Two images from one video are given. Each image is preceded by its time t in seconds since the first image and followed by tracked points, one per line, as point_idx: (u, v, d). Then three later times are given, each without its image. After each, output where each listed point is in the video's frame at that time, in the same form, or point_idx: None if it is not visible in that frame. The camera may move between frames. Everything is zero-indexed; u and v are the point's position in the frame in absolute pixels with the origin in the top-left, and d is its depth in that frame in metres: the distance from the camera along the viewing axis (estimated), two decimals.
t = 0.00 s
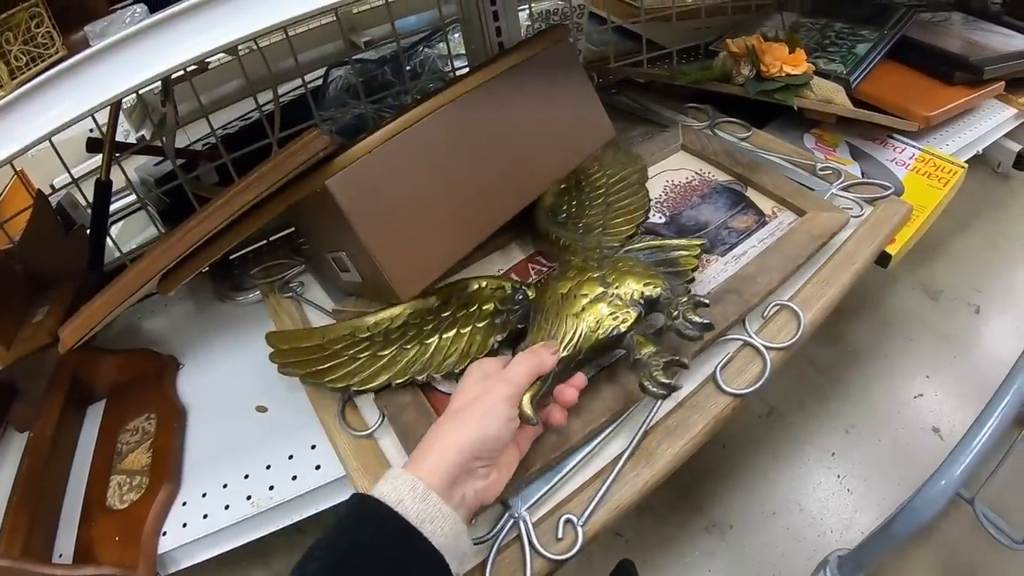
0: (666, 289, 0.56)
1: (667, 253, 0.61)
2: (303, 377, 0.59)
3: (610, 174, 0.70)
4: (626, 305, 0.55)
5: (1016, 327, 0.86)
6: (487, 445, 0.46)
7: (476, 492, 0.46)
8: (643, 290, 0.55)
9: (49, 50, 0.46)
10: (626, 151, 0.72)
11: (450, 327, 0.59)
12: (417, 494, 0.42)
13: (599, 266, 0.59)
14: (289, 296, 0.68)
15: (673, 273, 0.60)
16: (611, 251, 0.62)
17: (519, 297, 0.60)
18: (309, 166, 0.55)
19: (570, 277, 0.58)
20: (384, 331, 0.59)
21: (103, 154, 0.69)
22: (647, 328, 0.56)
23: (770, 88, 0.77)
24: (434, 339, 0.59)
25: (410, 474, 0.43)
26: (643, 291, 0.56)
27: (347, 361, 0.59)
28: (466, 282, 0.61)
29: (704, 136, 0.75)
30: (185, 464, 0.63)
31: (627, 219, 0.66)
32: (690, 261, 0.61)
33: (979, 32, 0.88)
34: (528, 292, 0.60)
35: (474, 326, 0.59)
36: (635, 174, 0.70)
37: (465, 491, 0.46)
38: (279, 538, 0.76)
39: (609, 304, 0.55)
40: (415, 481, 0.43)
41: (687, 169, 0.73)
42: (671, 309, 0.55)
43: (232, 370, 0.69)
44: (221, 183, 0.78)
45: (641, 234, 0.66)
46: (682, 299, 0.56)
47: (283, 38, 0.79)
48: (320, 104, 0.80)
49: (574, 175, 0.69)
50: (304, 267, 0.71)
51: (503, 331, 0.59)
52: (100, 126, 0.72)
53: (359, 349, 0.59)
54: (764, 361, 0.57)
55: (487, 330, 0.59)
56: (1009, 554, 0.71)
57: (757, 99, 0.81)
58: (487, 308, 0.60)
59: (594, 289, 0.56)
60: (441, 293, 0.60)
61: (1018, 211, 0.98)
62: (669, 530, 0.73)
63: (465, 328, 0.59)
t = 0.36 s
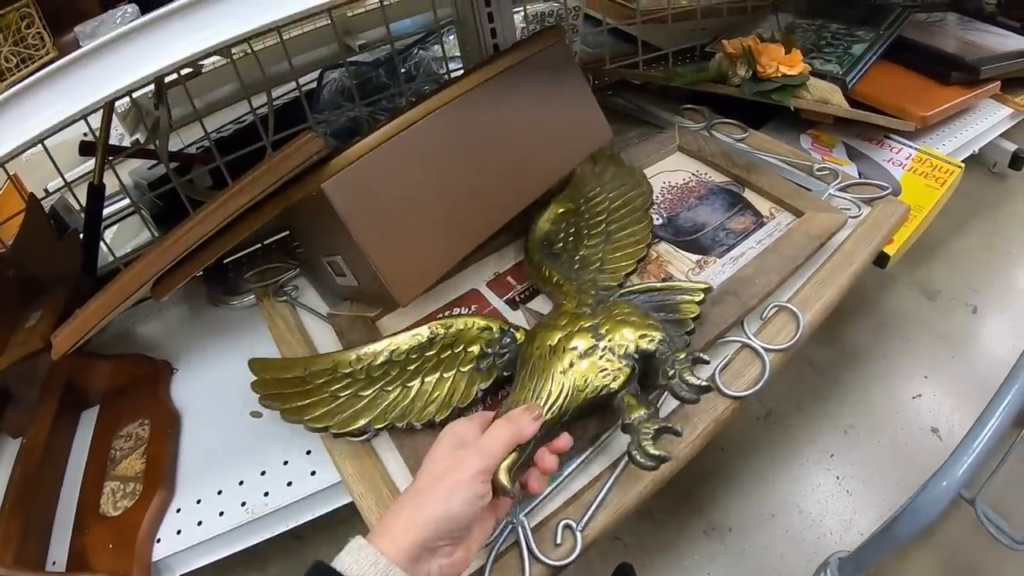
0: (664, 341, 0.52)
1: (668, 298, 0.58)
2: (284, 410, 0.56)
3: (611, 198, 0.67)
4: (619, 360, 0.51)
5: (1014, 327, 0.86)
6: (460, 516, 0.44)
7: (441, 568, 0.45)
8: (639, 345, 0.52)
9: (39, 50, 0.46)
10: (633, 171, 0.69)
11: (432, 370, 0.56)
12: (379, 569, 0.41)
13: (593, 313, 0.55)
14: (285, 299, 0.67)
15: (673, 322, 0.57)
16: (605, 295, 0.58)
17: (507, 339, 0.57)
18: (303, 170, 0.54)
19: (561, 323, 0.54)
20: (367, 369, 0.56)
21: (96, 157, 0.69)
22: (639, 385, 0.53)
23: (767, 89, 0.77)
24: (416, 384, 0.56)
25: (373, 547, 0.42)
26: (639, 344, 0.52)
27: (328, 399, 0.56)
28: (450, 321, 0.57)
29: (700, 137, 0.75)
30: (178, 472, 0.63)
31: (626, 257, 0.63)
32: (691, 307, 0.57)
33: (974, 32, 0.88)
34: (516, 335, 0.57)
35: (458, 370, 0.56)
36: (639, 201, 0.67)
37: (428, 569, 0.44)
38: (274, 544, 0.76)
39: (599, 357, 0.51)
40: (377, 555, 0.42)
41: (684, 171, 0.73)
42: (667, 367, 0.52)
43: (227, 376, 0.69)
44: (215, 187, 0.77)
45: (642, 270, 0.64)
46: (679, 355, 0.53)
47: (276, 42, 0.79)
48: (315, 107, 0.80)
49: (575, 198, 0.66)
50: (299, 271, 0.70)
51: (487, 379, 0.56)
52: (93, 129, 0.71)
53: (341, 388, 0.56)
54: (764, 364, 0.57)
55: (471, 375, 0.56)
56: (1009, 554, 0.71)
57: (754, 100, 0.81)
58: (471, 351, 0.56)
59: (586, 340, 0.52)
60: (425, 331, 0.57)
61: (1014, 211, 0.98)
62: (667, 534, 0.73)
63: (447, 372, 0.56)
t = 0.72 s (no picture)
0: (655, 392, 0.50)
1: (663, 341, 0.54)
2: (260, 429, 0.53)
3: (614, 220, 0.63)
4: (606, 411, 0.49)
5: (1015, 326, 0.85)
6: (416, 567, 0.41)
7: None
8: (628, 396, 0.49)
9: (33, 43, 0.45)
10: (636, 188, 0.66)
11: (413, 402, 0.53)
12: None
13: (582, 354, 0.52)
14: (282, 296, 0.67)
15: (666, 367, 0.53)
16: (598, 331, 0.55)
17: (493, 373, 0.54)
18: (301, 165, 0.53)
19: (549, 364, 0.52)
20: (349, 394, 0.53)
21: (91, 154, 0.68)
22: (626, 437, 0.50)
23: (768, 86, 0.77)
24: (397, 416, 0.53)
25: None
26: (628, 394, 0.49)
27: (306, 423, 0.53)
28: (434, 348, 0.54)
29: (701, 133, 0.75)
30: (174, 472, 0.62)
31: (624, 286, 0.59)
32: (687, 352, 0.54)
33: (974, 30, 0.88)
34: (503, 369, 0.54)
35: (440, 404, 0.53)
36: (641, 225, 0.63)
37: None
38: (271, 545, 0.75)
39: (586, 407, 0.49)
40: None
41: (686, 167, 0.73)
42: (656, 421, 0.49)
43: (224, 375, 0.68)
44: (212, 183, 0.77)
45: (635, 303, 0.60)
46: (672, 408, 0.49)
47: (275, 39, 0.79)
48: (312, 104, 0.78)
49: (573, 217, 0.62)
50: (296, 268, 0.69)
51: (469, 416, 0.53)
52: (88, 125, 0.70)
53: (320, 412, 0.53)
54: (767, 362, 0.56)
55: (453, 411, 0.53)
56: (1012, 553, 0.71)
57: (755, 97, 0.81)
58: (455, 384, 0.53)
59: (573, 387, 0.50)
60: (409, 358, 0.54)
61: (1014, 210, 0.98)
62: (668, 535, 0.72)
63: (429, 406, 0.53)
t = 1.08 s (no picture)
0: (615, 397, 0.48)
1: (633, 345, 0.53)
2: (241, 401, 0.54)
3: (602, 219, 0.62)
4: (563, 411, 0.47)
5: (1012, 323, 0.85)
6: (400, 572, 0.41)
7: None
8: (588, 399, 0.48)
9: (32, 30, 0.44)
10: (632, 188, 0.64)
11: (383, 387, 0.53)
12: None
13: (548, 353, 0.51)
14: (279, 287, 0.67)
15: (633, 372, 0.52)
16: (567, 330, 0.54)
17: (460, 365, 0.54)
18: (301, 156, 0.53)
19: (511, 359, 0.51)
20: (325, 374, 0.54)
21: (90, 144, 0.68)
22: (581, 441, 0.49)
23: (769, 80, 0.76)
24: (366, 399, 0.53)
25: None
26: (587, 397, 0.48)
27: (284, 400, 0.53)
28: (409, 336, 0.54)
29: (700, 126, 0.75)
30: (171, 463, 0.62)
31: (601, 288, 0.58)
32: (656, 359, 0.52)
33: (974, 28, 0.88)
34: (470, 361, 0.54)
35: (407, 391, 0.53)
36: (630, 224, 0.62)
37: None
38: (268, 536, 0.75)
39: (543, 406, 0.48)
40: None
41: (685, 161, 0.72)
42: (613, 427, 0.48)
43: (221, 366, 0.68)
44: (210, 175, 0.76)
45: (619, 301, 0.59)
46: (629, 416, 0.48)
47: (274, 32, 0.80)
48: (311, 95, 0.78)
49: (564, 214, 0.61)
50: (294, 259, 0.69)
51: (433, 406, 0.53)
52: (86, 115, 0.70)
53: (297, 390, 0.54)
54: (765, 356, 0.56)
55: (418, 399, 0.53)
56: (1008, 549, 0.71)
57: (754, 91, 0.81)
58: (424, 372, 0.54)
59: (531, 385, 0.49)
60: (384, 342, 0.54)
61: (1013, 207, 0.98)
62: (666, 528, 0.72)
63: (397, 392, 0.53)
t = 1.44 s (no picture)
0: (556, 416, 0.48)
1: (590, 362, 0.52)
2: (226, 376, 0.56)
3: (589, 227, 0.62)
4: (499, 424, 0.48)
5: (1018, 323, 0.85)
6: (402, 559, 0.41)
7: None
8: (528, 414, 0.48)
9: (43, 21, 0.45)
10: (629, 197, 0.64)
11: (348, 376, 0.55)
12: None
13: (497, 362, 0.52)
14: (287, 279, 0.67)
15: (582, 392, 0.51)
16: (525, 340, 0.54)
17: (419, 363, 0.55)
18: (309, 148, 0.53)
19: (459, 365, 0.52)
20: (300, 358, 0.56)
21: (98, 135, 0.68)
22: (518, 456, 0.48)
23: (778, 76, 0.76)
24: (332, 386, 0.54)
25: None
26: (525, 412, 0.48)
27: (260, 378, 0.55)
28: (379, 330, 0.56)
29: (707, 122, 0.75)
30: (176, 453, 0.62)
31: (573, 298, 0.58)
32: (609, 380, 0.51)
33: (984, 27, 0.87)
34: (429, 360, 0.54)
35: (367, 383, 0.54)
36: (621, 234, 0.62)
37: None
38: (274, 527, 0.75)
39: (477, 416, 0.48)
40: None
41: (693, 157, 0.72)
42: (546, 446, 0.47)
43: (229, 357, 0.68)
44: (218, 166, 0.76)
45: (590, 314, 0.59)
46: (564, 436, 0.47)
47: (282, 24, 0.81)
48: (319, 88, 0.78)
49: (553, 220, 0.61)
50: (302, 251, 0.69)
51: (387, 400, 0.53)
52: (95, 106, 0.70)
53: (275, 370, 0.55)
54: (772, 352, 0.56)
55: (376, 392, 0.54)
56: (1012, 550, 0.71)
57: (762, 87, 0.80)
58: (386, 367, 0.54)
59: (472, 394, 0.49)
60: (357, 333, 0.56)
61: (1020, 207, 0.98)
62: (671, 523, 0.72)
63: (359, 383, 0.54)
